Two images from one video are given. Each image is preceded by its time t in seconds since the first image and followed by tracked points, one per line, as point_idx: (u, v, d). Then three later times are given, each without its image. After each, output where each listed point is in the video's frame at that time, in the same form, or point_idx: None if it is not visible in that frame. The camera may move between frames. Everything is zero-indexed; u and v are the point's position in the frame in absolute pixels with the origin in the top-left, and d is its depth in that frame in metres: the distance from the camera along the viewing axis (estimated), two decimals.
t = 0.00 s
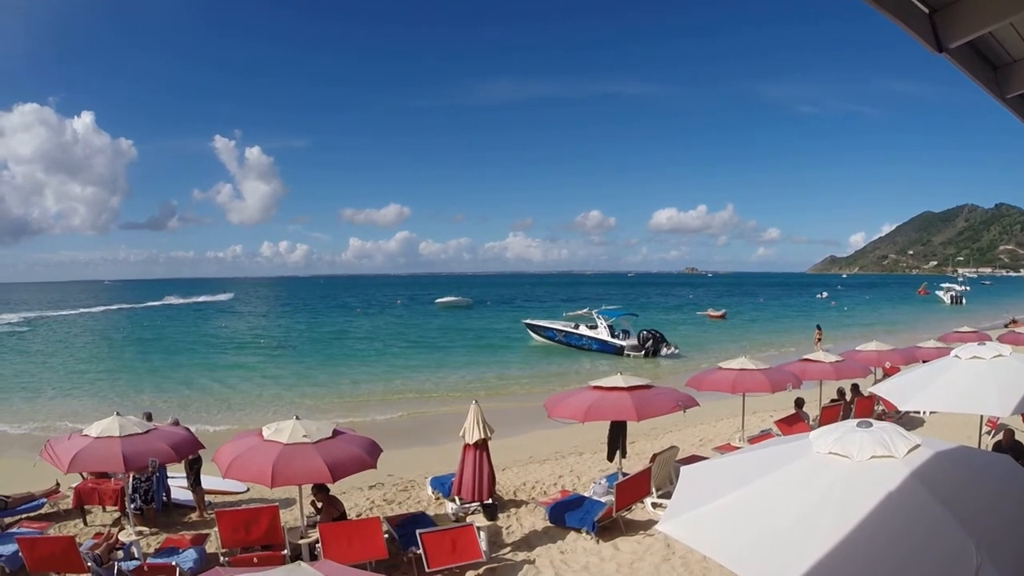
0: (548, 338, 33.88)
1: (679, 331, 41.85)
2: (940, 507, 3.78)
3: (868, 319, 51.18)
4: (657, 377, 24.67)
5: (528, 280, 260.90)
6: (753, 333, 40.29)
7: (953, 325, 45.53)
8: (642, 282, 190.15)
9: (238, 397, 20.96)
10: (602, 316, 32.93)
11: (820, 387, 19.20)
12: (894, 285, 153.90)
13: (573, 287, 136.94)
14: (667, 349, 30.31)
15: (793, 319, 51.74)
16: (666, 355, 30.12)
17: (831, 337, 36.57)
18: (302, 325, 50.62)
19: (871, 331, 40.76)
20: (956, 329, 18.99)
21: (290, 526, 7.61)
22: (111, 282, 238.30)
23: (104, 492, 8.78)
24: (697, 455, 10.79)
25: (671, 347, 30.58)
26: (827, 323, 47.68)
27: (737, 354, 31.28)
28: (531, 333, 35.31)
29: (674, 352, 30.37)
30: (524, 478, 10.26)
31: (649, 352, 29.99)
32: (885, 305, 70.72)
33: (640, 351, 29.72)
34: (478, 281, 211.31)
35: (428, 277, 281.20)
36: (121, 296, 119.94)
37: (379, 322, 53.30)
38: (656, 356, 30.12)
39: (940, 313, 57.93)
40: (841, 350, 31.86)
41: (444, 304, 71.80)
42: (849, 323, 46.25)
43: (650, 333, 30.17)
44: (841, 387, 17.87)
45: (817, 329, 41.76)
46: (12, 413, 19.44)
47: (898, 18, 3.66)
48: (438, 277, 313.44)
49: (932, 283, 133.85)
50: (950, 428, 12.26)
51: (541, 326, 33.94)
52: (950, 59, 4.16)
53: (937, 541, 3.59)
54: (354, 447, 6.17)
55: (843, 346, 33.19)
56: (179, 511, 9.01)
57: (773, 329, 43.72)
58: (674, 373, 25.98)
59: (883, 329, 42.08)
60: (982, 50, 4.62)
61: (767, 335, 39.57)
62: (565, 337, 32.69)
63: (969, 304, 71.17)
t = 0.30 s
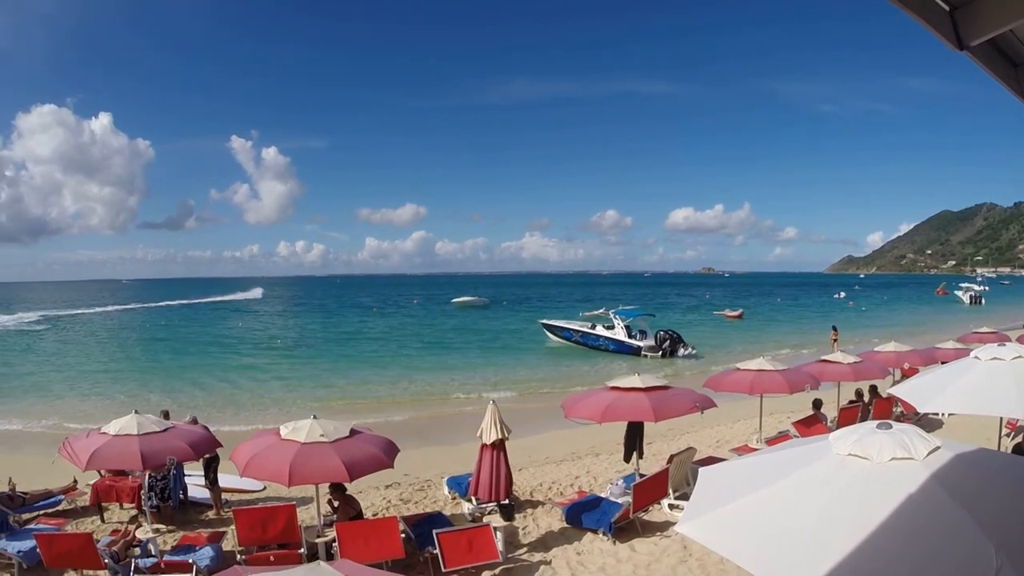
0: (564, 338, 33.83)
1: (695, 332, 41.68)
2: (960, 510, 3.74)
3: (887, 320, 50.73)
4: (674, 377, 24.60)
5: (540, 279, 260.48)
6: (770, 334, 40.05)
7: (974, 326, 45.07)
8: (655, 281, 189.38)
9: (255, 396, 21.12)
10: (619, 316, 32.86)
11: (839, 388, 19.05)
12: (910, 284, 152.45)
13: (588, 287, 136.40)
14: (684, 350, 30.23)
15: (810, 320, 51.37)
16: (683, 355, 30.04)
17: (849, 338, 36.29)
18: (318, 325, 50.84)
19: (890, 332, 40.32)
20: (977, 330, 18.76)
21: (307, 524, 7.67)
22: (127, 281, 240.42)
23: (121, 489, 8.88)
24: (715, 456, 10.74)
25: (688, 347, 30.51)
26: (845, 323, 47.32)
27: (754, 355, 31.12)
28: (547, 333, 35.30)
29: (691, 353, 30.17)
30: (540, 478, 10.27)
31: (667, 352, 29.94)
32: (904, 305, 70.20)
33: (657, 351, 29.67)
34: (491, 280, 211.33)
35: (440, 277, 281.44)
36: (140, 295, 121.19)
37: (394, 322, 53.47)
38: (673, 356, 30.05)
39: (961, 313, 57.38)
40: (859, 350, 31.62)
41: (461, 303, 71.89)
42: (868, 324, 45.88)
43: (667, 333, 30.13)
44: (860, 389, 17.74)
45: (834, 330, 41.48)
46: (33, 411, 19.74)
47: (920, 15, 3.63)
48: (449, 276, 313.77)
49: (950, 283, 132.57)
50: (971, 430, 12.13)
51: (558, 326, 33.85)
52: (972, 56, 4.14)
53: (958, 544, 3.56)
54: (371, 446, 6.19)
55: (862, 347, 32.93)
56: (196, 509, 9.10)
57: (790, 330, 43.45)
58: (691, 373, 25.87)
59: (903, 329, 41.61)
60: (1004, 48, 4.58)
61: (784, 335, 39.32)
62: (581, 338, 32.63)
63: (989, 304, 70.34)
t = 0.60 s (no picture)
0: (579, 339, 33.81)
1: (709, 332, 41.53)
2: (979, 514, 3.72)
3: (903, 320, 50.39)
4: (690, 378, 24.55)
5: (551, 279, 260.43)
6: (785, 334, 39.87)
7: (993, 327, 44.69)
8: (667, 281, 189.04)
9: (270, 395, 21.26)
10: (635, 316, 32.84)
11: (857, 389, 18.89)
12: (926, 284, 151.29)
13: (601, 287, 135.93)
14: (700, 350, 30.19)
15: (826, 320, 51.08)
16: (698, 356, 30.06)
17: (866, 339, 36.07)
18: (332, 325, 51.05)
19: (908, 333, 39.94)
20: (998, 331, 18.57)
21: (322, 523, 7.72)
22: (143, 280, 242.47)
23: (137, 486, 8.97)
24: (731, 457, 10.71)
25: (704, 348, 30.58)
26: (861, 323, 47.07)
27: (769, 356, 31.01)
28: (562, 333, 35.32)
29: (707, 353, 30.20)
30: (555, 478, 10.28)
31: (683, 353, 30.00)
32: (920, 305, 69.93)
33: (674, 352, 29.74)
34: (502, 279, 211.18)
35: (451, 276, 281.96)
36: (159, 295, 121.90)
37: (408, 322, 53.63)
38: (689, 357, 30.09)
39: (979, 313, 56.96)
40: (876, 351, 31.42)
41: (477, 302, 71.95)
42: (884, 324, 45.57)
43: (683, 334, 30.23)
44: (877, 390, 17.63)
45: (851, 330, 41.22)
46: (51, 409, 19.99)
47: (939, 14, 3.63)
48: (460, 275, 314.29)
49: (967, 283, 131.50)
50: (991, 433, 12.00)
51: (574, 327, 33.75)
52: (991, 56, 4.13)
53: (975, 548, 3.54)
54: (387, 446, 6.23)
55: (879, 347, 32.72)
56: (211, 507, 9.18)
57: (806, 330, 43.25)
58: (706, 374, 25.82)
59: (922, 330, 41.19)
60: None
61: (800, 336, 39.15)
62: (596, 338, 32.60)
63: (1008, 305, 69.71)
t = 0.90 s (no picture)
0: (596, 339, 33.72)
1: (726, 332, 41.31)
2: (999, 517, 3.69)
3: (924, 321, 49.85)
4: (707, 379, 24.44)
5: (564, 278, 259.97)
6: (803, 335, 39.57)
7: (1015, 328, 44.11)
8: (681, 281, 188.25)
9: (287, 395, 21.41)
10: (652, 317, 32.74)
11: (877, 391, 18.72)
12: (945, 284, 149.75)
13: (616, 287, 135.70)
14: (717, 350, 30.05)
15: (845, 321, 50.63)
16: (716, 356, 29.93)
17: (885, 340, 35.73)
18: (348, 324, 51.25)
19: (927, 333, 39.53)
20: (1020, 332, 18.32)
21: (339, 522, 7.78)
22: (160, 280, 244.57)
23: (155, 484, 9.08)
24: (748, 459, 10.67)
25: (721, 348, 30.42)
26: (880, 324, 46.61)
27: (787, 356, 30.83)
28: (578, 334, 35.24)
29: (724, 353, 30.11)
30: (572, 479, 10.29)
31: (699, 354, 29.89)
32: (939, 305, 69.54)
33: (690, 353, 29.63)
34: (515, 279, 211.22)
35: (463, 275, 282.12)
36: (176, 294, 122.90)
37: (423, 322, 53.78)
38: (706, 357, 29.99)
39: (1001, 313, 56.32)
40: (895, 351, 31.15)
41: (493, 303, 71.95)
42: (904, 325, 45.12)
43: (700, 334, 30.13)
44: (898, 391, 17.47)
45: (869, 330, 40.90)
46: (71, 408, 20.27)
47: (959, 13, 3.61)
48: (472, 275, 314.35)
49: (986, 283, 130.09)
50: (1013, 436, 11.86)
51: (591, 328, 33.62)
52: (1013, 55, 4.09)
53: (995, 551, 3.51)
54: (405, 446, 6.26)
55: (899, 348, 32.40)
56: (228, 505, 9.27)
57: (823, 330, 42.89)
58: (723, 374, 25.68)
59: (942, 331, 40.74)
60: None
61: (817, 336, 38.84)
62: (614, 338, 32.48)
63: None
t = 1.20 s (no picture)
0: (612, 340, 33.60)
1: (743, 333, 41.07)
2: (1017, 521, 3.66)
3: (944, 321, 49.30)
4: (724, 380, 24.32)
5: (576, 278, 259.57)
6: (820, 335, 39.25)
7: None
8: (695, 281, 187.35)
9: (302, 394, 21.56)
10: (668, 317, 32.61)
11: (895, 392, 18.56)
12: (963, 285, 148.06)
13: (630, 286, 135.36)
14: (733, 351, 29.91)
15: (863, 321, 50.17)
16: (732, 357, 29.77)
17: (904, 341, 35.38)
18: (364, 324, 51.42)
19: (946, 334, 39.13)
20: None
21: (354, 522, 7.83)
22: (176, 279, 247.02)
23: (171, 482, 9.17)
24: (764, 460, 10.63)
25: (737, 349, 30.27)
26: (899, 325, 46.15)
27: (804, 357, 30.61)
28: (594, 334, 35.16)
29: (740, 354, 29.96)
30: (587, 479, 10.30)
31: (715, 354, 29.76)
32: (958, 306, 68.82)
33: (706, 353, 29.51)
34: (528, 279, 211.09)
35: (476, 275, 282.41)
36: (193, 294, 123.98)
37: (438, 322, 53.90)
38: (722, 358, 29.85)
39: None
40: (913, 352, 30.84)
41: (507, 302, 71.96)
42: (923, 326, 44.64)
43: (716, 334, 30.00)
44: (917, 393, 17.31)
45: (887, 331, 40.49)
46: (89, 405, 20.53)
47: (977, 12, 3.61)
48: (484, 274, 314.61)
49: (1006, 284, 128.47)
50: None
51: (606, 328, 33.57)
52: None
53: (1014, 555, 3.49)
54: (420, 445, 6.29)
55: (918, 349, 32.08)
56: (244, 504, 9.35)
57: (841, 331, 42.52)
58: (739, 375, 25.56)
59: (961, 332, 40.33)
60: None
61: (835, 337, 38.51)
62: (630, 339, 32.37)
63: None
